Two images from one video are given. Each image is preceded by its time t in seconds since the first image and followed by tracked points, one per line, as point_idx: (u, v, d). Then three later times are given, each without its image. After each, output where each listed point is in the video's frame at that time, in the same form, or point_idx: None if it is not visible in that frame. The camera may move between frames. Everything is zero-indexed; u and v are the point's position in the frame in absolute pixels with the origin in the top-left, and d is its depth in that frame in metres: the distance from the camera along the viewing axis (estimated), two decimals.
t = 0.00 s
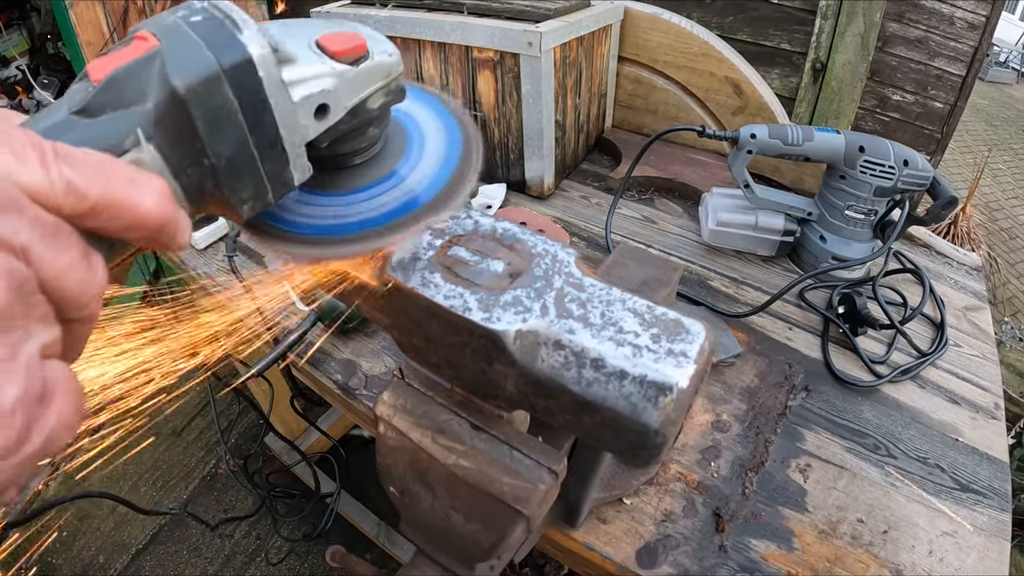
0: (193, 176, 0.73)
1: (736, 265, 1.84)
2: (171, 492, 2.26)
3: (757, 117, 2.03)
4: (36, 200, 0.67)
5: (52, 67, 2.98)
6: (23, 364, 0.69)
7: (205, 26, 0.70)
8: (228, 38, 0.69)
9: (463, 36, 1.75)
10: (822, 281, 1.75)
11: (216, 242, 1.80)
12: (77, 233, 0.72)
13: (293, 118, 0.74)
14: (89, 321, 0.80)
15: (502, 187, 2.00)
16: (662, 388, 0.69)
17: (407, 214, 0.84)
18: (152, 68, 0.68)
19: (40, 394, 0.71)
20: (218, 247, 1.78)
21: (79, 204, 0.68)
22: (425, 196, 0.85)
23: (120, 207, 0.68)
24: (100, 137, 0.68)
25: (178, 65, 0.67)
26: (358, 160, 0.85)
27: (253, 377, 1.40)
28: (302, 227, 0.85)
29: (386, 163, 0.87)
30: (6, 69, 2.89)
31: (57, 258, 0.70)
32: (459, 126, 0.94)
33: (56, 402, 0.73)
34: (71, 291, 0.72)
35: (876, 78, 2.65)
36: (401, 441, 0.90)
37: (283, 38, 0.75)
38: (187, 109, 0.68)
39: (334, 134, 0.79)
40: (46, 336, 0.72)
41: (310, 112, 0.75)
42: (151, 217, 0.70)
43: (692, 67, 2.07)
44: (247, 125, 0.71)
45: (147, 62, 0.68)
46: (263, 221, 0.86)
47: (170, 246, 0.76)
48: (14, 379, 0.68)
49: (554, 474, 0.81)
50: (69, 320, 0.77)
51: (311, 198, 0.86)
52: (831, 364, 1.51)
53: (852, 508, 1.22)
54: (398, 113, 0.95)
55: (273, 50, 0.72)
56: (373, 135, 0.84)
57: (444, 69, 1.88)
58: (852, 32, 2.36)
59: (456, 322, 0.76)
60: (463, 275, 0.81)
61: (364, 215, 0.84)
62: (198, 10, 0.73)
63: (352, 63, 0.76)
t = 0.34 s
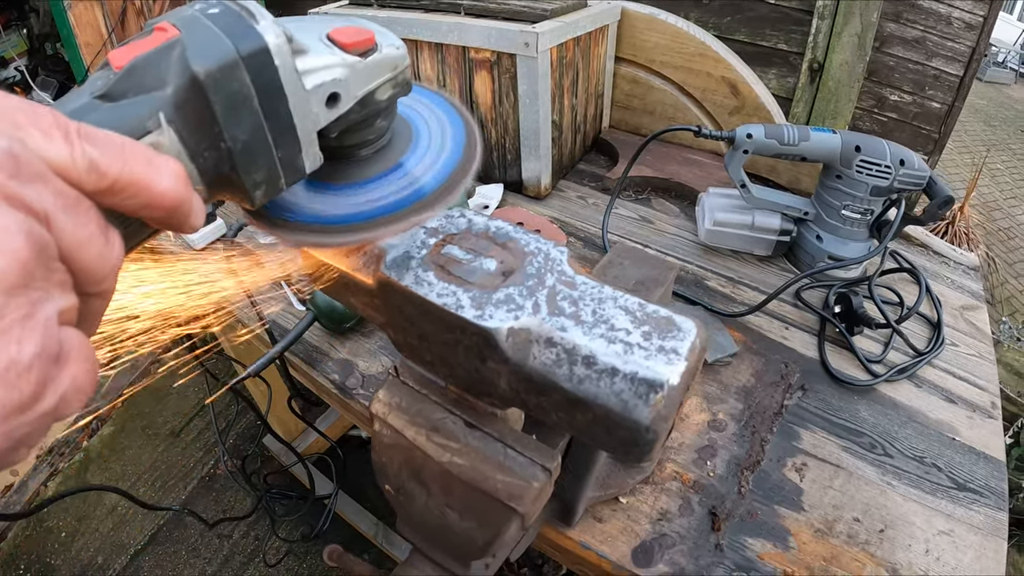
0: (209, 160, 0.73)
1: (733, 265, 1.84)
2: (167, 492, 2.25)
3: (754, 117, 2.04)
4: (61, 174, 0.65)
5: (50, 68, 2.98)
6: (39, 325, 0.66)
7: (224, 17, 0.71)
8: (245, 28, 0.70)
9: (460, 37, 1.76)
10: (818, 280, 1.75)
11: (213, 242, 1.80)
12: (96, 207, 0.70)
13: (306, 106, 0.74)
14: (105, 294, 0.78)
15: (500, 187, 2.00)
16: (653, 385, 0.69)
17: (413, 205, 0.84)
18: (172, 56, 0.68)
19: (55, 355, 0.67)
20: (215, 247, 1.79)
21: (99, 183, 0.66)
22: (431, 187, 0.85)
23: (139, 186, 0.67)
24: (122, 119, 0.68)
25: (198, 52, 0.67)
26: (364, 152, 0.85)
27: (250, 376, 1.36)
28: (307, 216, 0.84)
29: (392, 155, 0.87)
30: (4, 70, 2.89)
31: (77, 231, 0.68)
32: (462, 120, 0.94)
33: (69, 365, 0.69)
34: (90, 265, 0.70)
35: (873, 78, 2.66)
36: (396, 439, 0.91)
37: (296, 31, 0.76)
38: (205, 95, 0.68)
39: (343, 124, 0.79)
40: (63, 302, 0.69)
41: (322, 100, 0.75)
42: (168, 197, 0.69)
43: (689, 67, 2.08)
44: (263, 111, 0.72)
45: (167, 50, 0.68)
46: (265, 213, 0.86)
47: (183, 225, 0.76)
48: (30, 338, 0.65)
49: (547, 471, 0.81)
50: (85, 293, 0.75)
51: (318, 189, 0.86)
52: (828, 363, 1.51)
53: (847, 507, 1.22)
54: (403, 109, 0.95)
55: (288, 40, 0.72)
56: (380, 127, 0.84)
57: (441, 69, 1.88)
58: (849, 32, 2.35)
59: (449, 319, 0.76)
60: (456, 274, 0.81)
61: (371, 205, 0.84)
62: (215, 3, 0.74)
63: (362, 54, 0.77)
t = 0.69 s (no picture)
0: (151, 196, 0.73)
1: (730, 266, 1.84)
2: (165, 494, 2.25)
3: (752, 118, 2.04)
4: None
5: (48, 68, 2.96)
6: None
7: (166, 42, 0.71)
8: (187, 54, 0.69)
9: (457, 38, 1.75)
10: (815, 281, 1.75)
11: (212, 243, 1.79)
12: (31, 249, 0.73)
13: (252, 137, 0.74)
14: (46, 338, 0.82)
15: (498, 188, 2.00)
16: (647, 387, 0.69)
17: (383, 231, 0.85)
18: (110, 87, 0.69)
19: None
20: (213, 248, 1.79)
21: (36, 221, 0.69)
22: (402, 211, 0.87)
23: (74, 223, 0.69)
24: (60, 154, 0.70)
25: (135, 83, 0.67)
26: (329, 179, 0.86)
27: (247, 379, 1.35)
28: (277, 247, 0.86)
29: (359, 182, 0.88)
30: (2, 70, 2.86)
31: (11, 276, 0.71)
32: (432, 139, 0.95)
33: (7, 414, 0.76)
34: (26, 308, 0.74)
35: (872, 78, 2.67)
36: (391, 441, 0.91)
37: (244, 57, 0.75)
38: (142, 130, 0.68)
39: (302, 151, 0.79)
40: None
41: (270, 130, 0.75)
42: (107, 233, 0.70)
43: (686, 69, 2.08)
44: (205, 143, 0.71)
45: (106, 79, 0.69)
46: (234, 241, 0.88)
47: (132, 262, 0.77)
48: None
49: (542, 474, 0.81)
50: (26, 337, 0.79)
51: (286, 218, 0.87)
52: (825, 364, 1.51)
53: (845, 508, 1.22)
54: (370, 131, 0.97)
55: (231, 66, 0.71)
56: (343, 154, 0.85)
57: (439, 70, 1.88)
58: (847, 33, 2.32)
59: (443, 322, 0.76)
60: (449, 277, 0.81)
61: (337, 232, 0.85)
62: (162, 28, 0.73)
63: (316, 78, 0.77)
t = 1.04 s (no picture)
0: (150, 190, 0.74)
1: (730, 268, 1.85)
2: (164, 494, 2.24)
3: (751, 120, 2.04)
4: None
5: (47, 69, 2.95)
6: None
7: (164, 45, 0.72)
8: (183, 54, 0.70)
9: (457, 39, 1.76)
10: (815, 283, 1.75)
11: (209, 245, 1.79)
12: (35, 238, 0.73)
13: (248, 132, 0.74)
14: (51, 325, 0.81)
15: (497, 189, 2.00)
16: (646, 391, 0.69)
17: (373, 228, 0.85)
18: (111, 86, 0.70)
19: None
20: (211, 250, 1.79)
21: (38, 213, 0.68)
22: (392, 209, 0.86)
23: (77, 216, 0.69)
24: (62, 150, 0.71)
25: (135, 82, 0.69)
26: (323, 178, 0.86)
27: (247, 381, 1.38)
28: (269, 245, 0.86)
29: (351, 180, 0.88)
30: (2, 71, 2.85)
31: (14, 264, 0.71)
32: (422, 142, 0.95)
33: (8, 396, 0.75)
34: (26, 297, 0.73)
35: (871, 80, 2.67)
36: (391, 443, 0.91)
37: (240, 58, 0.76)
38: (141, 124, 0.69)
39: (294, 149, 0.79)
40: None
41: (265, 126, 0.75)
42: (108, 227, 0.70)
43: (686, 71, 2.08)
44: (202, 139, 0.72)
45: (106, 80, 0.71)
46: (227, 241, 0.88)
47: (127, 254, 0.76)
48: None
49: (541, 476, 0.81)
50: (29, 324, 0.78)
51: (279, 218, 0.87)
52: (824, 366, 1.51)
53: (843, 510, 1.22)
54: (362, 133, 0.97)
55: (226, 66, 0.72)
56: (335, 152, 0.84)
57: (438, 72, 1.88)
58: (846, 35, 2.35)
59: (443, 325, 0.77)
60: (450, 280, 0.81)
61: (330, 232, 0.85)
62: (159, 31, 0.74)
63: (307, 78, 0.76)
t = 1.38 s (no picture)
0: (150, 188, 0.74)
1: (731, 267, 1.85)
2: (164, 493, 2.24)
3: (752, 119, 2.04)
4: None
5: (48, 69, 2.96)
6: None
7: (165, 43, 0.71)
8: (185, 53, 0.70)
9: (458, 39, 1.76)
10: (816, 283, 1.76)
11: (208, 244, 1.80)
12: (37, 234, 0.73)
13: (249, 131, 0.74)
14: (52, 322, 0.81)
15: (498, 189, 2.00)
16: (650, 390, 0.69)
17: (375, 228, 0.84)
18: (112, 84, 0.70)
19: None
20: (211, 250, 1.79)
21: (40, 207, 0.68)
22: (393, 209, 0.85)
23: (78, 212, 0.69)
24: (63, 148, 0.70)
25: (136, 79, 0.68)
26: (323, 179, 0.85)
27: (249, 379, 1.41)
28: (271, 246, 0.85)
29: (351, 180, 0.87)
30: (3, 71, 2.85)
31: (15, 256, 0.71)
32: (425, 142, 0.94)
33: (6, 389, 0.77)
34: (26, 289, 0.73)
35: (872, 80, 2.68)
36: (394, 443, 0.91)
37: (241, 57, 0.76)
38: (142, 122, 0.69)
39: (295, 149, 0.79)
40: None
41: (266, 125, 0.75)
42: (108, 223, 0.70)
43: (687, 70, 2.08)
44: (203, 136, 0.72)
45: (108, 78, 0.70)
46: (231, 240, 0.88)
47: (130, 253, 0.76)
48: None
49: (545, 475, 0.81)
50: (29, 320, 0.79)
51: (281, 219, 0.86)
52: (825, 365, 1.51)
53: (845, 509, 1.22)
54: (363, 133, 0.96)
55: (227, 64, 0.72)
56: (335, 152, 0.84)
57: (439, 72, 1.88)
58: (847, 35, 2.34)
59: (446, 324, 0.77)
60: (453, 279, 0.81)
61: (330, 232, 0.84)
62: (160, 30, 0.74)
63: (308, 78, 0.76)
